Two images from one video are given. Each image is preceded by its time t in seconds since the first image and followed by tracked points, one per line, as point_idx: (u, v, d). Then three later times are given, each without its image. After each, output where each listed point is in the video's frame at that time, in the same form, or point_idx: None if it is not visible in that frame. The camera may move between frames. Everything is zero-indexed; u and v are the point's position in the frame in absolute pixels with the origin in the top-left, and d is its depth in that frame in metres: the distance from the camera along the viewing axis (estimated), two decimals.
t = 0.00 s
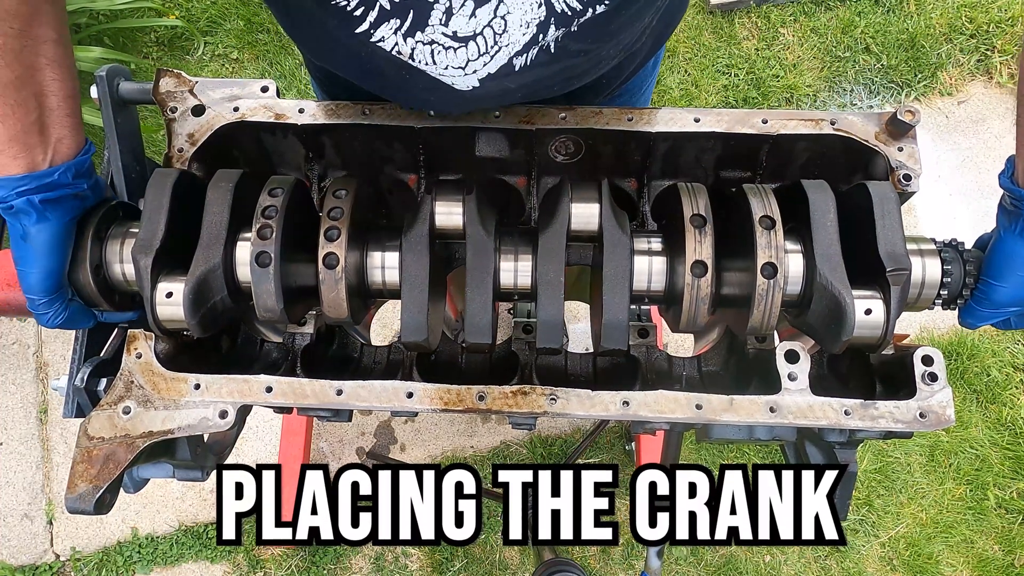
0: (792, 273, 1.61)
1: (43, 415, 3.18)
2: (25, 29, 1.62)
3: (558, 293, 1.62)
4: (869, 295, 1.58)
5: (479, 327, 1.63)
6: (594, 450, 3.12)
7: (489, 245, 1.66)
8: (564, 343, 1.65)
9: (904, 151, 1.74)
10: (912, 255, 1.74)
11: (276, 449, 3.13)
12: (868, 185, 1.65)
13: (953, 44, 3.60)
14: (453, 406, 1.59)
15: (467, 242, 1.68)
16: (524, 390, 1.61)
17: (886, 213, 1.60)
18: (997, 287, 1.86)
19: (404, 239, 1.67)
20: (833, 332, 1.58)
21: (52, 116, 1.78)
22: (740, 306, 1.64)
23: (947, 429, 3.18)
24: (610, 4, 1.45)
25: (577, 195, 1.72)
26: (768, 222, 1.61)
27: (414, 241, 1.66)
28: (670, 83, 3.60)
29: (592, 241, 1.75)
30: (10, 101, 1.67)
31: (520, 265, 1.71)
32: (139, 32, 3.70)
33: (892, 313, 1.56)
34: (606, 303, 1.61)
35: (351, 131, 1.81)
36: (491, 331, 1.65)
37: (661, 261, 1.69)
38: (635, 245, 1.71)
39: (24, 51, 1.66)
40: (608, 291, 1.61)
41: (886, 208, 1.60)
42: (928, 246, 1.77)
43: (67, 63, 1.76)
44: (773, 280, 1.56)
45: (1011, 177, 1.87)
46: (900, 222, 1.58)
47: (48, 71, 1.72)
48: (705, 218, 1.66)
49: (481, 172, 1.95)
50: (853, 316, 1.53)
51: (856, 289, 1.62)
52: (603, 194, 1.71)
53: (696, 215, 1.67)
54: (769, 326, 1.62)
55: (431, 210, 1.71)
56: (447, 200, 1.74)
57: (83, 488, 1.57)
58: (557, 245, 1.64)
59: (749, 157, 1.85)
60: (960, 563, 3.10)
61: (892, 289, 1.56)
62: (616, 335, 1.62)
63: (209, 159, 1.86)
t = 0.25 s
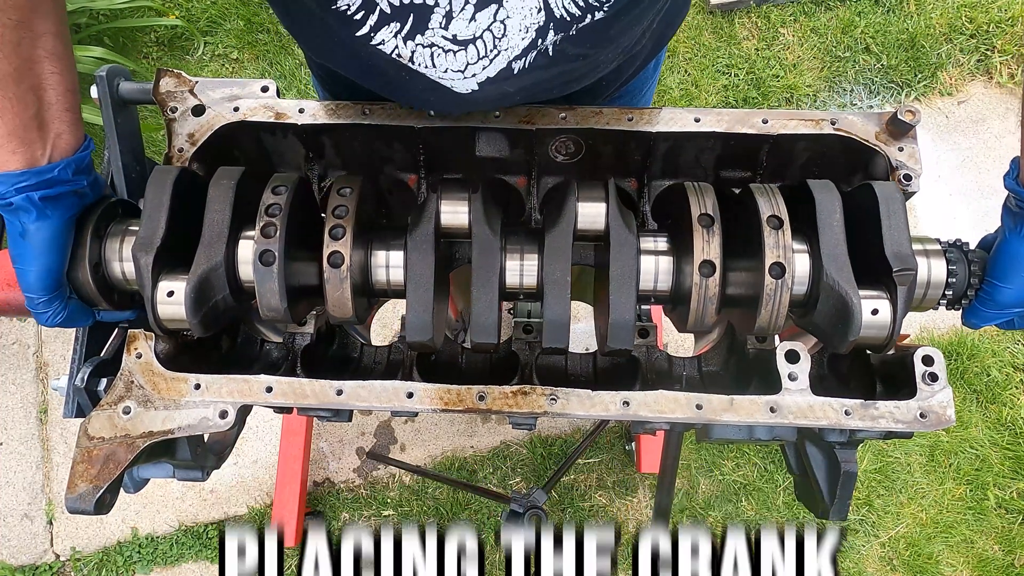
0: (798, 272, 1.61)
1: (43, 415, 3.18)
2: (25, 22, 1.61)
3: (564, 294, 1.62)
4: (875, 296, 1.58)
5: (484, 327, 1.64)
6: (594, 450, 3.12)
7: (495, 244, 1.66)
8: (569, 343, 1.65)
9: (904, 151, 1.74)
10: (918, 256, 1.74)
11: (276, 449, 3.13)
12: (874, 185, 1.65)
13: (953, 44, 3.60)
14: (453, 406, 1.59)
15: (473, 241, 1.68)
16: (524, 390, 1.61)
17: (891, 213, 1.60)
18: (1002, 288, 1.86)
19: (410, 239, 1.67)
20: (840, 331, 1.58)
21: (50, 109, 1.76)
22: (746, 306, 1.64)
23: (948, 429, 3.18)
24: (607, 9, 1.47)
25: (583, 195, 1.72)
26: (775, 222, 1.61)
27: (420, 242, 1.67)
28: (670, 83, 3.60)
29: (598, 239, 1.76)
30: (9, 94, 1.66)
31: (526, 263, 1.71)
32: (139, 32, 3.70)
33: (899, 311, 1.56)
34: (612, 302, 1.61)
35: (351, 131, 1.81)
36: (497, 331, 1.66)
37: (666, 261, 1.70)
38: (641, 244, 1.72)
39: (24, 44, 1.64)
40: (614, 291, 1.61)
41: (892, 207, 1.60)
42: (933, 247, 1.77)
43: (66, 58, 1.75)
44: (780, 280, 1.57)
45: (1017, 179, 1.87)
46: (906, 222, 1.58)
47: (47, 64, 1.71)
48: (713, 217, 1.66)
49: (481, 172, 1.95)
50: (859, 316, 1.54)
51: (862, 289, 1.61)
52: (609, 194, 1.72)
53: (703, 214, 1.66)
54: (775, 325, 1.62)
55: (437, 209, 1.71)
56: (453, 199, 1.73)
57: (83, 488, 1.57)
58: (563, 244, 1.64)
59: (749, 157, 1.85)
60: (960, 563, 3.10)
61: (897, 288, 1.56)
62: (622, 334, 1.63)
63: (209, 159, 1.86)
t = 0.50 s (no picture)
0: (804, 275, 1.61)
1: (43, 415, 3.18)
2: (36, 44, 1.63)
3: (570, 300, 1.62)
4: (879, 297, 1.58)
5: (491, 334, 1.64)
6: (594, 450, 3.12)
7: (502, 252, 1.67)
8: (575, 347, 1.66)
9: (905, 151, 1.74)
10: (921, 256, 1.75)
11: (276, 449, 3.13)
12: (878, 186, 1.64)
13: (953, 44, 3.60)
14: (453, 406, 1.59)
15: (479, 249, 1.68)
16: (524, 390, 1.61)
17: (895, 215, 1.59)
18: (1007, 287, 1.83)
19: (417, 248, 1.67)
20: (843, 335, 1.58)
21: (62, 127, 1.78)
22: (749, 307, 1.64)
23: (948, 429, 3.17)
24: (620, 9, 1.43)
25: (588, 201, 1.73)
26: (779, 226, 1.60)
27: (427, 249, 1.67)
28: (670, 83, 3.60)
29: (603, 244, 1.76)
30: (22, 114, 1.67)
31: (532, 270, 1.72)
32: (139, 32, 3.70)
33: (902, 313, 1.56)
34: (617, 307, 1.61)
35: (351, 131, 1.81)
36: (504, 336, 1.66)
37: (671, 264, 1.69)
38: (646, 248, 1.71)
39: (34, 65, 1.66)
40: (619, 295, 1.61)
41: (895, 208, 1.59)
42: (937, 247, 1.77)
43: (76, 75, 1.78)
44: (784, 285, 1.56)
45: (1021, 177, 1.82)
46: (910, 223, 1.57)
47: (58, 83, 1.74)
48: (716, 222, 1.66)
49: (481, 172, 1.96)
50: (865, 317, 1.54)
51: (865, 290, 1.62)
52: (613, 198, 1.72)
53: (707, 220, 1.67)
54: (780, 329, 1.61)
55: (443, 216, 1.71)
56: (459, 206, 1.73)
57: (83, 488, 1.57)
58: (569, 251, 1.64)
59: (749, 157, 1.85)
60: (960, 563, 3.10)
61: (901, 290, 1.56)
62: (629, 339, 1.62)
63: (209, 160, 1.86)
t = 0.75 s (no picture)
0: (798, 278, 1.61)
1: (43, 415, 3.18)
2: (42, 52, 1.58)
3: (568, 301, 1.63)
4: (872, 300, 1.59)
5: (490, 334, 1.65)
6: (594, 450, 3.12)
7: (500, 254, 1.67)
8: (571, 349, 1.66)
9: (905, 151, 1.74)
10: (914, 259, 1.75)
11: (276, 449, 3.13)
12: (873, 189, 1.64)
13: (953, 44, 3.60)
14: (453, 406, 1.59)
15: (478, 251, 1.68)
16: (523, 390, 1.61)
17: (888, 219, 1.59)
18: (999, 291, 1.84)
19: (416, 250, 1.67)
20: (835, 337, 1.59)
21: (69, 134, 1.73)
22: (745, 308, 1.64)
23: (948, 429, 3.17)
24: (623, 16, 1.44)
25: (585, 203, 1.72)
26: (772, 231, 1.61)
27: (426, 252, 1.67)
28: (670, 83, 3.60)
29: (601, 249, 1.75)
30: (29, 122, 1.63)
31: (530, 272, 1.72)
32: (139, 32, 3.70)
33: (894, 315, 1.56)
34: (614, 309, 1.61)
35: (350, 131, 1.81)
36: (502, 337, 1.67)
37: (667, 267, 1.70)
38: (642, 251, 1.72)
39: (40, 74, 1.61)
40: (616, 297, 1.62)
41: (889, 213, 1.60)
42: (931, 250, 1.77)
43: (81, 81, 1.71)
44: (776, 289, 1.57)
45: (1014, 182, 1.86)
46: (903, 227, 1.58)
47: (65, 91, 1.68)
48: (711, 226, 1.66)
49: (481, 171, 1.96)
50: (855, 320, 1.54)
51: (858, 293, 1.62)
52: (609, 202, 1.72)
53: (701, 224, 1.66)
54: (773, 330, 1.63)
55: (443, 219, 1.71)
56: (459, 210, 1.73)
57: (82, 488, 1.57)
58: (567, 254, 1.64)
59: (749, 157, 1.85)
60: (960, 563, 3.09)
61: (894, 293, 1.57)
62: (625, 340, 1.63)
63: (209, 159, 1.86)
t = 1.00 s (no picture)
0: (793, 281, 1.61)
1: (43, 415, 3.18)
2: (53, 66, 1.62)
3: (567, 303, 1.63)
4: (866, 303, 1.60)
5: (490, 336, 1.65)
6: (594, 450, 3.12)
7: (499, 258, 1.67)
8: (570, 350, 1.67)
9: (905, 151, 1.74)
10: (909, 263, 1.74)
11: (276, 449, 3.13)
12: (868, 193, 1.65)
13: (953, 44, 3.60)
14: (453, 406, 1.59)
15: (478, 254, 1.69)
16: (524, 390, 1.61)
17: (883, 224, 1.60)
18: (993, 295, 1.87)
19: (417, 253, 1.68)
20: (829, 339, 1.60)
21: (77, 142, 1.73)
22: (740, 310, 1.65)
23: (948, 429, 3.17)
24: (622, 18, 1.47)
25: (583, 208, 1.72)
26: (768, 235, 1.61)
27: (427, 255, 1.67)
28: (670, 83, 3.60)
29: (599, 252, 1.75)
30: (38, 134, 1.65)
31: (529, 275, 1.72)
32: (139, 32, 3.70)
33: (888, 318, 1.57)
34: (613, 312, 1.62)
35: (350, 131, 1.81)
36: (502, 339, 1.67)
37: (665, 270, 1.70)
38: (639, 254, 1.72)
39: (49, 86, 1.64)
40: (613, 299, 1.62)
41: (883, 217, 1.60)
42: (925, 253, 1.77)
43: (90, 93, 1.74)
44: (772, 293, 1.57)
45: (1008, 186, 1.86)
46: (898, 230, 1.59)
47: (72, 102, 1.70)
48: (708, 231, 1.66)
49: (481, 171, 1.96)
50: (850, 324, 1.55)
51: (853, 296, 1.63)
52: (607, 206, 1.72)
53: (697, 229, 1.66)
54: (770, 334, 1.63)
55: (443, 222, 1.71)
56: (459, 214, 1.73)
57: (83, 488, 1.57)
58: (565, 257, 1.65)
59: (749, 157, 1.85)
60: (960, 563, 3.09)
61: (887, 297, 1.57)
62: (622, 343, 1.63)
63: (208, 160, 1.86)
